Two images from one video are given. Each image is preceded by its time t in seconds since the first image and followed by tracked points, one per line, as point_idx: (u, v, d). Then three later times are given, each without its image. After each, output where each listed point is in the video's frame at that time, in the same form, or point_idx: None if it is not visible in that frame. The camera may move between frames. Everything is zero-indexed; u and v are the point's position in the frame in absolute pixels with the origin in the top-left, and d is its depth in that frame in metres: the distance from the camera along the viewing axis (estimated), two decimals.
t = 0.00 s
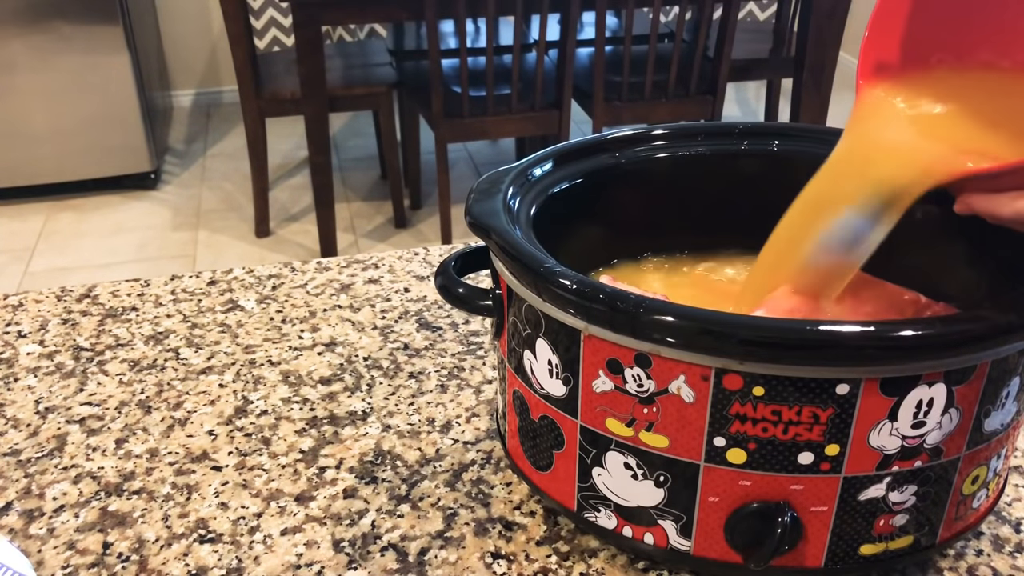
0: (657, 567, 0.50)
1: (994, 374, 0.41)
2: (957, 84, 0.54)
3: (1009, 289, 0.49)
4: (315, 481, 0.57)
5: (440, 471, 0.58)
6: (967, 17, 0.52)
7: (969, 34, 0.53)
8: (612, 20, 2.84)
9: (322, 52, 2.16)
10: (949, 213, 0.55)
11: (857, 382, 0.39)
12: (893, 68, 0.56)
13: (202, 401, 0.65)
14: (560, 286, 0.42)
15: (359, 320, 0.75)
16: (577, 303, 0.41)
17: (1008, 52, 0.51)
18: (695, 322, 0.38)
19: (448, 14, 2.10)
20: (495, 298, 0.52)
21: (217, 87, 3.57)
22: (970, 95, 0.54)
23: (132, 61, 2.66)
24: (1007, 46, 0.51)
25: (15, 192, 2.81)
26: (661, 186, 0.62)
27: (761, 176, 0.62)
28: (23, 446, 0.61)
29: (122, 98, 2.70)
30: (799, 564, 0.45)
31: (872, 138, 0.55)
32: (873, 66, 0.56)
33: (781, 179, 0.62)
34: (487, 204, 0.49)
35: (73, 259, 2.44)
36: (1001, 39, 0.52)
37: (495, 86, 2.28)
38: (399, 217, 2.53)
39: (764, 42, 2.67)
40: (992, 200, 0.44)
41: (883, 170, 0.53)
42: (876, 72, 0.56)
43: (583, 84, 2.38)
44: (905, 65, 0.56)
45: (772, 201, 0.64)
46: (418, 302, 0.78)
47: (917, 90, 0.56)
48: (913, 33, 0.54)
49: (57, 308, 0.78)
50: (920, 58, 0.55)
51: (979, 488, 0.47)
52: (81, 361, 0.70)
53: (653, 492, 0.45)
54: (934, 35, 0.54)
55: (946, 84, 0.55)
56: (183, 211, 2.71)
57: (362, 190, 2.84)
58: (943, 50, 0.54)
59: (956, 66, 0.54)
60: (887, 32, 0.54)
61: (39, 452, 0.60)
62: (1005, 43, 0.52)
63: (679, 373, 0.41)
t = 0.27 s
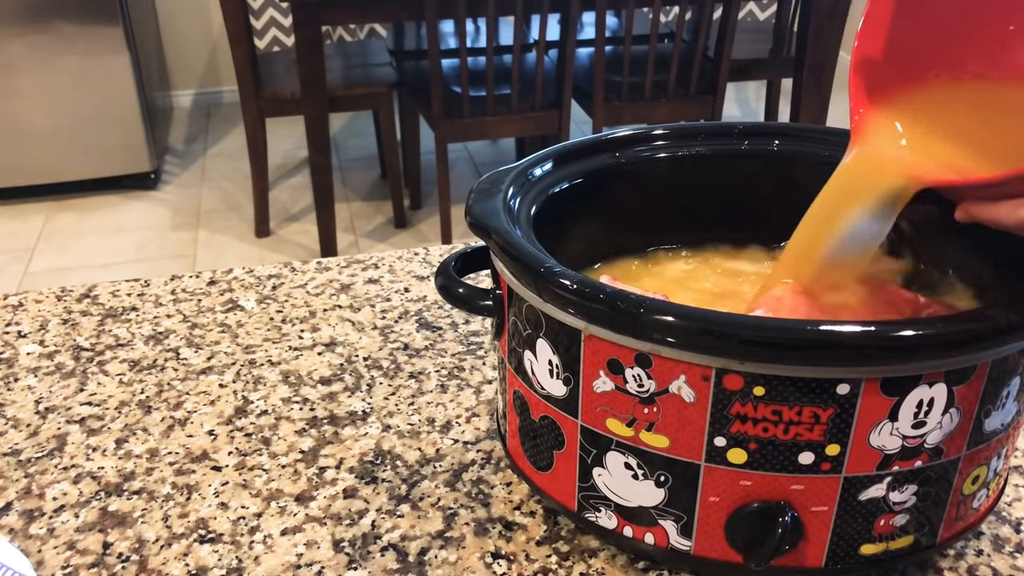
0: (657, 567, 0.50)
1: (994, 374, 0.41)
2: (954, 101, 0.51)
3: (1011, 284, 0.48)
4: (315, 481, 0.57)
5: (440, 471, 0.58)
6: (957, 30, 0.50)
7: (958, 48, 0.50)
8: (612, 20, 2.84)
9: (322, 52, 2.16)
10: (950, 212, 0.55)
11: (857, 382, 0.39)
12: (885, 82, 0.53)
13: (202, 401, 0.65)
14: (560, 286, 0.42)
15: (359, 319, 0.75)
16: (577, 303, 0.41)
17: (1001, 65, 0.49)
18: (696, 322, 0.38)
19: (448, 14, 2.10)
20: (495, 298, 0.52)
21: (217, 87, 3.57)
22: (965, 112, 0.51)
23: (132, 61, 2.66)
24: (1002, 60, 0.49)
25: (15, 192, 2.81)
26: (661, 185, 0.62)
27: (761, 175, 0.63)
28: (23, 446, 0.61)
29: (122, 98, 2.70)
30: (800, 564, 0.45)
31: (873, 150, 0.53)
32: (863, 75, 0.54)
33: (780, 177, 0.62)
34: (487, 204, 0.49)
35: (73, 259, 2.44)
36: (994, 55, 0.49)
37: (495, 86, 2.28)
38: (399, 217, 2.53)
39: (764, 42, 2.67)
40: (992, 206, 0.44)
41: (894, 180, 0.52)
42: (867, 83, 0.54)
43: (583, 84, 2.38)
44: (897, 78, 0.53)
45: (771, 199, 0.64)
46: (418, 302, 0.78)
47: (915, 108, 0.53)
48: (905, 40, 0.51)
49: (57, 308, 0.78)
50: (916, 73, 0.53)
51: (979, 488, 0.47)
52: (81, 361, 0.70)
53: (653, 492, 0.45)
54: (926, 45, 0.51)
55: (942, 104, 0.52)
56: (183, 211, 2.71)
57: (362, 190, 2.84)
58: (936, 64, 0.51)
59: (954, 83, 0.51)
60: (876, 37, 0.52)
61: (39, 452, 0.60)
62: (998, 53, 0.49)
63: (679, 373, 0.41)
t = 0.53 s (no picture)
0: (656, 567, 0.50)
1: (994, 374, 0.41)
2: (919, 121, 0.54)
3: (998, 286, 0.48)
4: (315, 481, 0.57)
5: (440, 471, 0.58)
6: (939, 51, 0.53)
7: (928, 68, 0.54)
8: (612, 20, 2.84)
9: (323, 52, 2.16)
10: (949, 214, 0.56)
11: (857, 382, 0.39)
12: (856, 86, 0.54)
13: (202, 401, 0.65)
14: (560, 286, 0.42)
15: (359, 320, 0.75)
16: (578, 303, 0.41)
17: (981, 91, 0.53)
18: (696, 322, 0.38)
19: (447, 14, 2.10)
20: (495, 299, 0.52)
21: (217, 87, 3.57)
22: (937, 131, 0.54)
23: (132, 61, 2.66)
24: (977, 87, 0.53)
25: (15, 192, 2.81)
26: (660, 184, 0.62)
27: (760, 175, 0.63)
28: (23, 446, 0.61)
29: (121, 98, 2.70)
30: (799, 564, 0.45)
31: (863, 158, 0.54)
32: (843, 74, 0.54)
33: (779, 177, 0.62)
34: (487, 204, 0.49)
35: (74, 259, 2.44)
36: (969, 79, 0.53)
37: (495, 86, 2.28)
38: (399, 217, 2.53)
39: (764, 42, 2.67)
40: (995, 221, 0.45)
41: (900, 191, 0.52)
42: (843, 86, 0.54)
43: (583, 84, 2.38)
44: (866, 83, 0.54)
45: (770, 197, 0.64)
46: (418, 302, 0.78)
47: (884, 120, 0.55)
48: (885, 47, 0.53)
49: (57, 308, 0.78)
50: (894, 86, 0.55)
51: (979, 488, 0.47)
52: (81, 361, 0.70)
53: (653, 492, 0.45)
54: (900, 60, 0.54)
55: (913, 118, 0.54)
56: (183, 211, 2.71)
57: (362, 190, 2.84)
58: (924, 79, 0.54)
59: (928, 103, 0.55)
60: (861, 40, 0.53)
61: (39, 452, 0.60)
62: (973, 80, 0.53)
63: (679, 373, 0.40)
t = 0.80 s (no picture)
0: (657, 567, 0.50)
1: (994, 374, 0.41)
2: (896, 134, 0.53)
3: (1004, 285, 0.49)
4: (315, 481, 0.57)
5: (440, 471, 0.58)
6: (906, 62, 0.50)
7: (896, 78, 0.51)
8: (612, 20, 2.84)
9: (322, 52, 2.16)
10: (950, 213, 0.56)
11: (857, 382, 0.39)
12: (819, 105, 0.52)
13: (202, 401, 0.65)
14: (560, 286, 0.42)
15: (359, 319, 0.75)
16: (577, 303, 0.41)
17: (952, 103, 0.51)
18: (695, 322, 0.38)
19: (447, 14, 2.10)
20: (495, 298, 0.52)
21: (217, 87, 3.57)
22: (914, 146, 0.52)
23: (132, 61, 2.66)
24: (950, 98, 0.51)
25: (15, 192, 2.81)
26: (660, 183, 0.62)
27: (761, 174, 0.63)
28: (23, 446, 0.61)
29: (121, 97, 2.70)
30: (799, 563, 0.45)
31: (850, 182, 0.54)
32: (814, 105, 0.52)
33: (778, 177, 0.63)
34: (487, 204, 0.49)
35: (74, 259, 2.44)
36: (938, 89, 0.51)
37: (495, 86, 2.28)
38: (399, 217, 2.53)
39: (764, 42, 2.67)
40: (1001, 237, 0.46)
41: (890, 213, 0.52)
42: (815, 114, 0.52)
43: (583, 84, 2.38)
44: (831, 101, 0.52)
45: (770, 196, 0.64)
46: (418, 302, 0.78)
47: (857, 136, 0.53)
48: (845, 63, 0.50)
49: (57, 308, 0.78)
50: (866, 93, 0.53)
51: (979, 488, 0.47)
52: (81, 361, 0.70)
53: (653, 492, 0.45)
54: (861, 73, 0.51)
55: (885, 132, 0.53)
56: (183, 211, 2.71)
57: (362, 190, 2.84)
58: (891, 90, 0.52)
59: (904, 116, 0.52)
60: (815, 61, 0.50)
61: (39, 452, 0.60)
62: (944, 93, 0.51)
63: (679, 373, 0.41)
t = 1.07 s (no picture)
0: (656, 566, 0.50)
1: (994, 374, 0.41)
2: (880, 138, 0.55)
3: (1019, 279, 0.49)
4: (315, 480, 0.57)
5: (440, 471, 0.58)
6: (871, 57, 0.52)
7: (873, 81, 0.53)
8: (612, 20, 2.84)
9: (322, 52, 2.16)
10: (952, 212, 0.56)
11: (857, 382, 0.39)
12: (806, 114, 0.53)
13: (202, 401, 0.65)
14: (560, 286, 0.42)
15: (359, 319, 0.75)
16: (578, 303, 0.41)
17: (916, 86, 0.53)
18: (695, 321, 0.38)
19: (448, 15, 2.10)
20: (495, 298, 0.52)
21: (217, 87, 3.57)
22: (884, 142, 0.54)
23: (132, 61, 2.66)
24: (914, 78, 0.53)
25: (15, 192, 2.81)
26: (658, 183, 0.63)
27: (761, 172, 0.63)
28: (23, 446, 0.61)
29: (122, 97, 2.70)
30: (799, 563, 0.45)
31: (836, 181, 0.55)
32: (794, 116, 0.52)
33: (775, 172, 0.63)
34: (487, 204, 0.49)
35: (74, 259, 2.44)
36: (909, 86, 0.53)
37: (495, 86, 2.28)
38: (399, 217, 2.53)
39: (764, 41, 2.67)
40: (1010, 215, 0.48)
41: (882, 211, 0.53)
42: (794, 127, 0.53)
43: (583, 84, 2.38)
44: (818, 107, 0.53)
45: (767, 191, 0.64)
46: (418, 302, 0.78)
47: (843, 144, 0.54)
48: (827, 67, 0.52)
49: (57, 308, 0.78)
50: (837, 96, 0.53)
51: (979, 488, 0.47)
52: (81, 361, 0.70)
53: (653, 492, 0.45)
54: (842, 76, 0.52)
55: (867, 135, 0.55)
56: (183, 211, 2.71)
57: (362, 190, 2.84)
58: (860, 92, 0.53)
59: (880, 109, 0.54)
60: (804, 67, 0.51)
61: (39, 452, 0.60)
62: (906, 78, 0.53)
63: (679, 373, 0.41)
